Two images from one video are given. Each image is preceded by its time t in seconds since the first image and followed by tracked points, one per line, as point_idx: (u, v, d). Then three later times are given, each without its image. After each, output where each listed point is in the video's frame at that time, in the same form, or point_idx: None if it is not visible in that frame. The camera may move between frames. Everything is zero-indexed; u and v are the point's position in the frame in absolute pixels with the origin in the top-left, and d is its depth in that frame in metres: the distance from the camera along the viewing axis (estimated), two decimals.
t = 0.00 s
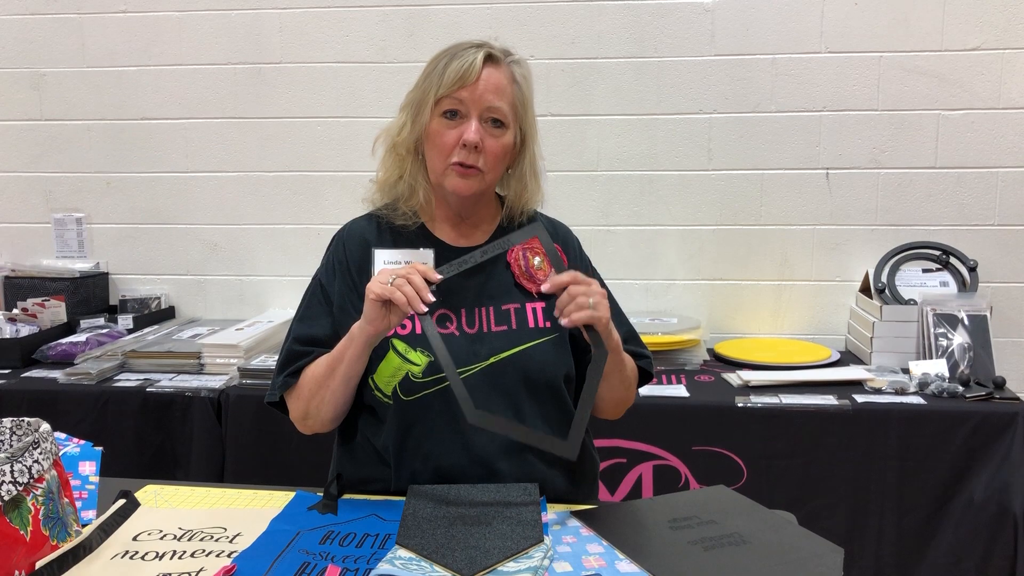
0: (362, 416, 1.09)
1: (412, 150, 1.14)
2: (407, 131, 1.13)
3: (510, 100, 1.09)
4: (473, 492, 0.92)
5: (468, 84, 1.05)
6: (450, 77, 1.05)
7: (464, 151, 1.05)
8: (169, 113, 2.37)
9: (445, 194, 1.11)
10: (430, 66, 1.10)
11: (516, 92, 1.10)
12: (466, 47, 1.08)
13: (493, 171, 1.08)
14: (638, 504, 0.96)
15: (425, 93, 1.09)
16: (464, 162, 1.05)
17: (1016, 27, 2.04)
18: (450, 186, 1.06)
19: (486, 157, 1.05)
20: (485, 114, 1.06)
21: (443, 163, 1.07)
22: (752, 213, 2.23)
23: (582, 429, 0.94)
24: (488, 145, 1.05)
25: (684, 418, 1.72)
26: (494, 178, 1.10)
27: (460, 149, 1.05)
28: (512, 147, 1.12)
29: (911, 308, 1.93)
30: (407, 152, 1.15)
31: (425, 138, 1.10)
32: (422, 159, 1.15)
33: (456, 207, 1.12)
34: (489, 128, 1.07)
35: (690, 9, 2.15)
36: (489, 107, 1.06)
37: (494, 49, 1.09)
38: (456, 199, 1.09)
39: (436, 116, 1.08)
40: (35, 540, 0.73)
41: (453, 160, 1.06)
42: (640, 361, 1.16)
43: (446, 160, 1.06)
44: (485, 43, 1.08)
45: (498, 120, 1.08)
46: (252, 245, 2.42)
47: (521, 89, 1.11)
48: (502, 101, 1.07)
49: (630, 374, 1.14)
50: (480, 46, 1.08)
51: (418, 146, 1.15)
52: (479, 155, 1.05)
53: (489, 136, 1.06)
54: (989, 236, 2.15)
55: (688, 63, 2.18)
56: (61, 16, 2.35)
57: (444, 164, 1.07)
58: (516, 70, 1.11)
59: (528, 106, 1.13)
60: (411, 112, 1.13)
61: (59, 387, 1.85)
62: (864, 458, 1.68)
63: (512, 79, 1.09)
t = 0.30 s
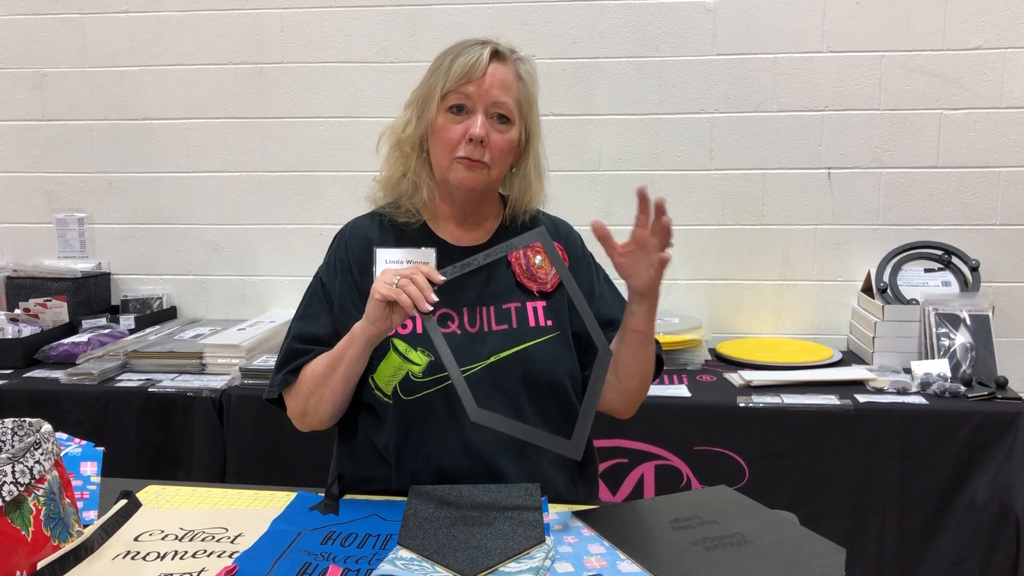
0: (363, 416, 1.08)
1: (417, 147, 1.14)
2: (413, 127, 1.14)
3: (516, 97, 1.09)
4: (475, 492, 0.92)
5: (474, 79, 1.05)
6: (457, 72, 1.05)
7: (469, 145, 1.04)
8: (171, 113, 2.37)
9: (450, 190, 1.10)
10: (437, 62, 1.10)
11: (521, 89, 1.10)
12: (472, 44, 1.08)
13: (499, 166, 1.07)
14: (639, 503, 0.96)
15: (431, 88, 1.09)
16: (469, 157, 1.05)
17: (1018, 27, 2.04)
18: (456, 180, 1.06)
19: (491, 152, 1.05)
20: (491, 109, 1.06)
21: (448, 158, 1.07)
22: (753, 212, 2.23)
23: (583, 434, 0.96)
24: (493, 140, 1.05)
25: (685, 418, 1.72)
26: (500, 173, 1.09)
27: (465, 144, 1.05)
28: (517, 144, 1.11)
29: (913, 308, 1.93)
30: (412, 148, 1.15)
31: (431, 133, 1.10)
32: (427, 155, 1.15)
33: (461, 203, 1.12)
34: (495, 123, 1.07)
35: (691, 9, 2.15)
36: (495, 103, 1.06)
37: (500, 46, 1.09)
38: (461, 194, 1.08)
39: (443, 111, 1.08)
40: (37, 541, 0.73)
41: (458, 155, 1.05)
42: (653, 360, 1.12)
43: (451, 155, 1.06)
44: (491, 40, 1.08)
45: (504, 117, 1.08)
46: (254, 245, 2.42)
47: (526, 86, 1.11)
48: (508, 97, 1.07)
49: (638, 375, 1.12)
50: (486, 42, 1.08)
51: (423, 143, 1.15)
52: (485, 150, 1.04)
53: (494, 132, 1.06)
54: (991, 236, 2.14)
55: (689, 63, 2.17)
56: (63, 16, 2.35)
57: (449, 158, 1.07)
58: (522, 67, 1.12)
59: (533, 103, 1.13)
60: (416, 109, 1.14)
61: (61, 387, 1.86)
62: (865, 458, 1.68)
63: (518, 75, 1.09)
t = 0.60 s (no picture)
0: (364, 417, 1.08)
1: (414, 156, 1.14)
2: (411, 136, 1.14)
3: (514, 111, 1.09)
4: (477, 492, 0.92)
5: (472, 94, 1.04)
6: (455, 87, 1.04)
7: (465, 161, 1.05)
8: (174, 113, 2.38)
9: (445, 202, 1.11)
10: (437, 73, 1.09)
11: (520, 102, 1.09)
12: (473, 56, 1.07)
13: (493, 182, 1.08)
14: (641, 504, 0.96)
15: (429, 99, 1.09)
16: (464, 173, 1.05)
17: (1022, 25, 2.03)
18: (449, 196, 1.06)
19: (486, 168, 1.05)
20: (488, 125, 1.06)
21: (444, 171, 1.07)
22: (756, 212, 2.22)
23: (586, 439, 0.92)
24: (489, 156, 1.05)
25: (688, 418, 1.72)
26: (494, 189, 1.10)
27: (460, 160, 1.05)
28: (514, 157, 1.11)
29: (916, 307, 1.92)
30: (410, 155, 1.15)
31: (428, 145, 1.10)
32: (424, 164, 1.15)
33: (456, 214, 1.12)
34: (492, 138, 1.07)
35: (694, 8, 2.14)
36: (492, 119, 1.06)
37: (500, 58, 1.08)
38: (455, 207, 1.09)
39: (440, 124, 1.07)
40: (40, 540, 0.73)
41: (453, 170, 1.06)
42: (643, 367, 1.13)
43: (447, 169, 1.06)
44: (492, 53, 1.07)
45: (501, 132, 1.07)
46: (256, 245, 2.43)
47: (525, 100, 1.10)
48: (506, 112, 1.06)
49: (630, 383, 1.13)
50: (487, 55, 1.07)
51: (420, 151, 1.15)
52: (480, 166, 1.05)
53: (491, 147, 1.06)
54: (994, 235, 2.14)
55: (692, 63, 2.17)
56: (66, 17, 2.36)
57: (444, 172, 1.07)
58: (522, 80, 1.11)
59: (533, 116, 1.13)
60: (415, 117, 1.13)
61: (65, 388, 1.86)
62: (868, 458, 1.68)
63: (517, 88, 1.08)
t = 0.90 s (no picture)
0: (367, 417, 1.09)
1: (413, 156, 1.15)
2: (409, 136, 1.14)
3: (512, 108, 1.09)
4: (480, 492, 0.92)
5: (469, 92, 1.04)
6: (451, 85, 1.05)
7: (463, 160, 1.05)
8: (177, 115, 2.38)
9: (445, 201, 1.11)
10: (433, 72, 1.09)
11: (518, 99, 1.09)
12: (469, 54, 1.07)
13: (492, 179, 1.08)
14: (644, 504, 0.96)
15: (427, 99, 1.09)
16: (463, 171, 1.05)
17: None
18: (449, 195, 1.07)
19: (485, 166, 1.06)
20: (486, 123, 1.06)
21: (443, 170, 1.07)
22: (758, 213, 2.22)
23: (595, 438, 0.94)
24: (487, 154, 1.05)
25: (690, 418, 1.72)
26: (493, 187, 1.10)
27: (459, 158, 1.05)
28: (513, 155, 1.11)
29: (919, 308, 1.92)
30: (409, 156, 1.15)
31: (426, 144, 1.10)
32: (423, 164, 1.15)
33: (455, 213, 1.13)
34: (490, 136, 1.07)
35: (696, 9, 2.14)
36: (489, 116, 1.06)
37: (496, 56, 1.08)
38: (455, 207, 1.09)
39: (437, 123, 1.08)
40: (45, 541, 0.73)
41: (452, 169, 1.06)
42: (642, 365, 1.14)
43: (446, 168, 1.07)
44: (488, 50, 1.07)
45: (499, 129, 1.08)
46: (259, 246, 2.43)
47: (522, 96, 1.11)
48: (503, 110, 1.06)
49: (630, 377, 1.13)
50: (483, 52, 1.07)
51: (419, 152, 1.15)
52: (478, 164, 1.05)
53: (489, 145, 1.06)
54: (997, 236, 2.13)
55: (694, 63, 2.17)
56: (70, 19, 2.36)
57: (444, 171, 1.07)
58: (519, 77, 1.11)
59: (530, 112, 1.13)
60: (413, 117, 1.13)
61: (69, 388, 1.87)
62: (871, 458, 1.67)
63: (514, 86, 1.09)
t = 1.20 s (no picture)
0: (368, 418, 1.09)
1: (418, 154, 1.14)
2: (415, 135, 1.13)
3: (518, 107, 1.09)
4: (481, 493, 0.92)
5: (478, 90, 1.04)
6: (460, 83, 1.05)
7: (472, 157, 1.05)
8: (179, 116, 2.39)
9: (451, 199, 1.11)
10: (440, 70, 1.09)
11: (523, 99, 1.10)
12: (477, 53, 1.07)
13: (499, 177, 1.08)
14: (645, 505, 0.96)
15: (434, 97, 1.09)
16: (471, 168, 1.05)
17: None
18: (456, 191, 1.07)
19: (493, 164, 1.06)
20: (494, 121, 1.06)
21: (450, 168, 1.07)
22: (760, 213, 2.22)
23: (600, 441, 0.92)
24: (496, 151, 1.05)
25: (691, 419, 1.72)
26: (499, 184, 1.10)
27: (468, 156, 1.05)
28: (518, 154, 1.12)
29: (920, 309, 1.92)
30: (414, 155, 1.15)
31: (433, 142, 1.10)
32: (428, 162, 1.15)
33: (460, 211, 1.13)
34: (497, 134, 1.07)
35: (697, 10, 2.15)
36: (497, 114, 1.06)
37: (503, 54, 1.09)
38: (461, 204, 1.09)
39: (445, 121, 1.07)
40: (46, 541, 0.73)
41: (460, 166, 1.06)
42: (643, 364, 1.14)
43: (453, 165, 1.06)
44: (495, 50, 1.08)
45: (507, 128, 1.08)
46: (261, 247, 2.43)
47: (528, 95, 1.11)
48: (511, 108, 1.07)
49: (632, 373, 1.13)
50: (491, 52, 1.07)
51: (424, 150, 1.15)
52: (487, 161, 1.05)
53: (497, 143, 1.06)
54: (999, 236, 2.13)
55: (696, 64, 2.17)
56: (71, 21, 2.37)
57: (451, 169, 1.07)
58: (524, 76, 1.11)
59: (534, 112, 1.14)
60: (419, 116, 1.13)
61: (70, 389, 1.87)
62: (873, 459, 1.67)
63: (520, 85, 1.09)
